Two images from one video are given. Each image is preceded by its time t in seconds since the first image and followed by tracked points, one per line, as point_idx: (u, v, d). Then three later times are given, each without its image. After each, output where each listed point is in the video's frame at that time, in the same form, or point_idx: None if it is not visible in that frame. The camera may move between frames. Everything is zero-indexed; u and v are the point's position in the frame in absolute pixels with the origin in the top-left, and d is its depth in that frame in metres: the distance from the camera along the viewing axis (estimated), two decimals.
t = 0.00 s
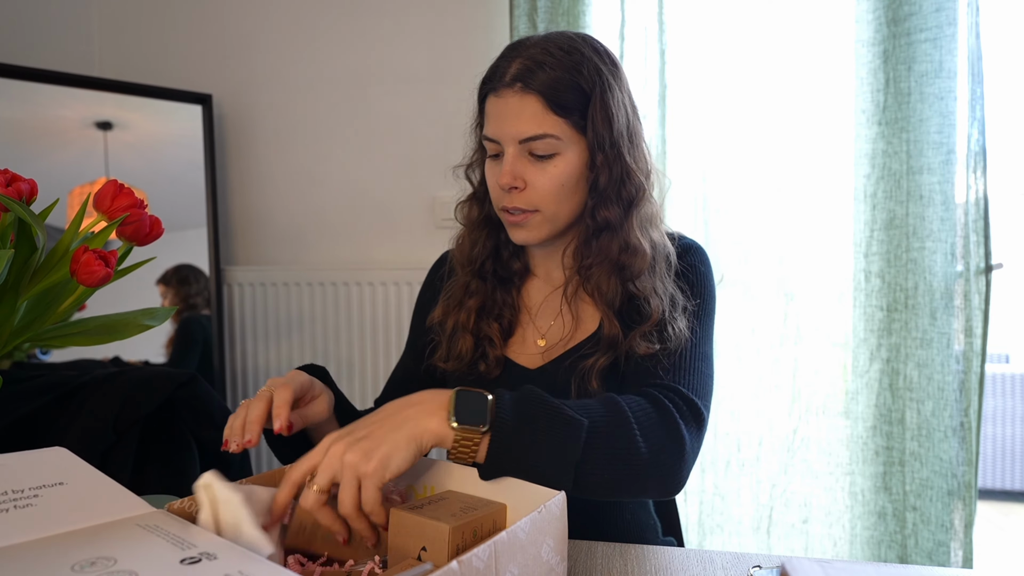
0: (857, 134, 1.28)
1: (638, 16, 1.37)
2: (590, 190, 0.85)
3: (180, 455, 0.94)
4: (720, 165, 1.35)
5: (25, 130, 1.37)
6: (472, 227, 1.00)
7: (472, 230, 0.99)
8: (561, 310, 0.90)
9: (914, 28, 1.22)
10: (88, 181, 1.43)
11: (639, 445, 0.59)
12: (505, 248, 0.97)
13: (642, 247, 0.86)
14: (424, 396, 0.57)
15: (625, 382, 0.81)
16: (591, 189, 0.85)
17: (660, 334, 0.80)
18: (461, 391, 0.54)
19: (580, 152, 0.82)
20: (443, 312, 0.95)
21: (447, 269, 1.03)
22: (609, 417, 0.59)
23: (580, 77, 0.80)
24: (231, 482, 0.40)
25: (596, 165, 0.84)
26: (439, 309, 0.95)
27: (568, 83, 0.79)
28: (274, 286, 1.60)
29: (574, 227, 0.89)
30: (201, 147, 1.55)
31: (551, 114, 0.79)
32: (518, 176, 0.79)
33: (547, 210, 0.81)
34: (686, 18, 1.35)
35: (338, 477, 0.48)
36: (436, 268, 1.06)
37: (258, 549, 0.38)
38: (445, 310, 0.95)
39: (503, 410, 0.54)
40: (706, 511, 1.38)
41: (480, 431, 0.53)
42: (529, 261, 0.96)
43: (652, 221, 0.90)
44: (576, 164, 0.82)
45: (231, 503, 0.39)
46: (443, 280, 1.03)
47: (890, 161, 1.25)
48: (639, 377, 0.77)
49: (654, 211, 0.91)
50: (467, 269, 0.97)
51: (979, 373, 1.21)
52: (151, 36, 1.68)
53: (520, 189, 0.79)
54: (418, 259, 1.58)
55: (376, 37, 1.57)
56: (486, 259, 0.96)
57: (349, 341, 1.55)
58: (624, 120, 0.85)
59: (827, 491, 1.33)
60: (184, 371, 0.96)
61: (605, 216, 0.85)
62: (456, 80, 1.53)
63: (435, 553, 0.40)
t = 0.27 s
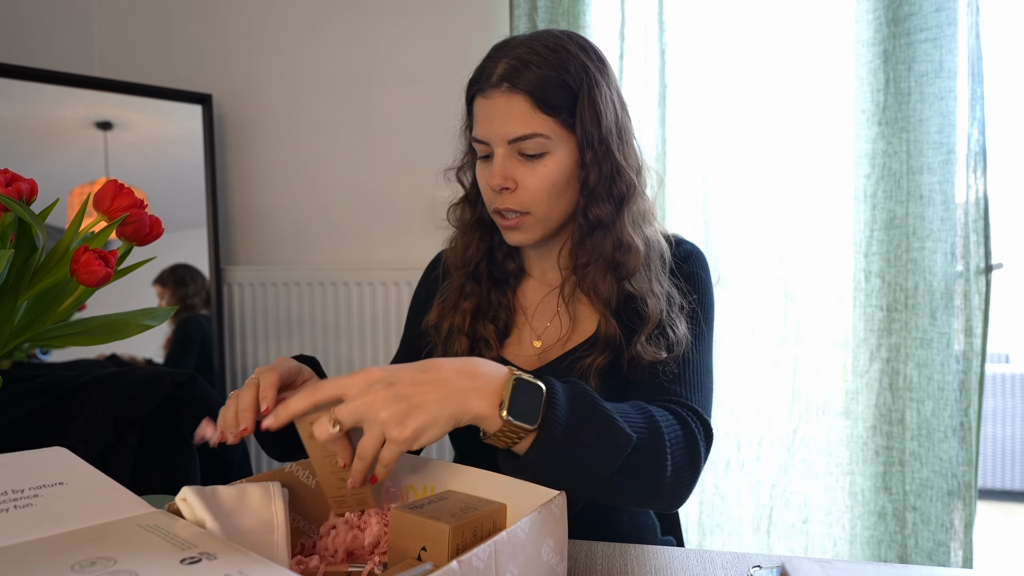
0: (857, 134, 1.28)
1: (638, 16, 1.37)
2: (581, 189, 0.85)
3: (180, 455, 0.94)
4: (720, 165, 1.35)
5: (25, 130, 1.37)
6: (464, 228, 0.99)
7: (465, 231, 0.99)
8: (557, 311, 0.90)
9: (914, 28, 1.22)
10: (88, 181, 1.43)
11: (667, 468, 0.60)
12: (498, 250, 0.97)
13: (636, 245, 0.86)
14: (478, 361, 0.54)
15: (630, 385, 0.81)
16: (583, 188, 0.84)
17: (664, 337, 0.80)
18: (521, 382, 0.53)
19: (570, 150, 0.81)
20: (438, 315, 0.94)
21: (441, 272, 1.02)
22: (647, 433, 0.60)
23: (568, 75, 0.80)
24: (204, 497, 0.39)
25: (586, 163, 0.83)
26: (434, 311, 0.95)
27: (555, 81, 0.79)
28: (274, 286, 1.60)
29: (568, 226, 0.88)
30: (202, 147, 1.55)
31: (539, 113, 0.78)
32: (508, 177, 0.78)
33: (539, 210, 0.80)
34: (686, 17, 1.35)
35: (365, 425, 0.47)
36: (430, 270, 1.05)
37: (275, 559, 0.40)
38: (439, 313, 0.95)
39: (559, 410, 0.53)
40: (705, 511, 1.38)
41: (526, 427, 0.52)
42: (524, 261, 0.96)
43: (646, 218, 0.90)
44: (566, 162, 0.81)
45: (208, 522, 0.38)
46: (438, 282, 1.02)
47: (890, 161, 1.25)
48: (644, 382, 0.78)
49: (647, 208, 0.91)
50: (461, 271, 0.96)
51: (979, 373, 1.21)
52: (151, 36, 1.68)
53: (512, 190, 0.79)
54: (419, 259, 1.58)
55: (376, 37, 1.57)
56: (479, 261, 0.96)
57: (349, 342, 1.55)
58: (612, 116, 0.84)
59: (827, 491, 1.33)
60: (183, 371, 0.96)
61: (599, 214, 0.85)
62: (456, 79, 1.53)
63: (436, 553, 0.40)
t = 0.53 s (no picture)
0: (857, 134, 1.28)
1: (638, 16, 1.37)
2: (578, 189, 0.85)
3: (180, 455, 0.94)
4: (720, 165, 1.35)
5: (26, 130, 1.37)
6: (462, 230, 0.99)
7: (462, 233, 0.99)
8: (557, 312, 0.90)
9: (914, 28, 1.22)
10: (89, 181, 1.43)
11: (673, 471, 0.60)
12: (496, 251, 0.96)
13: (633, 246, 0.86)
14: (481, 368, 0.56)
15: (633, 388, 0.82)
16: (580, 188, 0.84)
17: (665, 338, 0.80)
18: (522, 379, 0.54)
19: (566, 150, 0.81)
20: (437, 318, 0.94)
21: (439, 273, 1.03)
22: (651, 435, 0.60)
23: (563, 74, 0.80)
24: (202, 497, 0.39)
25: (583, 163, 0.83)
26: (433, 314, 0.95)
27: (550, 82, 0.79)
28: (274, 286, 1.60)
29: (567, 226, 0.88)
30: (202, 147, 1.55)
31: (534, 114, 0.78)
32: (505, 180, 0.78)
33: (536, 213, 0.80)
34: (686, 17, 1.35)
35: (368, 421, 0.49)
36: (427, 272, 1.05)
37: (278, 558, 0.40)
38: (438, 317, 0.94)
39: (560, 412, 0.54)
40: (705, 512, 1.38)
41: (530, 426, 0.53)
42: (522, 262, 0.96)
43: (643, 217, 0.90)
44: (562, 163, 0.81)
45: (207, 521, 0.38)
46: (436, 283, 1.02)
47: (890, 161, 1.25)
48: (646, 385, 0.78)
49: (644, 207, 0.90)
50: (460, 273, 0.96)
51: (980, 373, 1.21)
52: (151, 36, 1.68)
53: (508, 192, 0.79)
54: (419, 258, 1.57)
55: (376, 37, 1.57)
56: (478, 262, 0.96)
57: (349, 342, 1.55)
58: (609, 115, 0.84)
59: (827, 491, 1.33)
60: (183, 371, 0.96)
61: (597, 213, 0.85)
62: (456, 79, 1.53)
63: (436, 554, 0.40)
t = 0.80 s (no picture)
0: (857, 134, 1.28)
1: (638, 16, 1.37)
2: (571, 190, 0.85)
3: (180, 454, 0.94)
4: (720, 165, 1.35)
5: (26, 130, 1.37)
6: (457, 230, 0.99)
7: (458, 233, 0.99)
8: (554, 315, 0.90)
9: (914, 28, 1.22)
10: (89, 181, 1.43)
11: (690, 488, 0.60)
12: (493, 252, 0.96)
13: (630, 248, 0.86)
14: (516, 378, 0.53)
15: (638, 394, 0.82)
16: (572, 190, 0.84)
17: (667, 342, 0.80)
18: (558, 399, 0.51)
19: (558, 151, 0.81)
20: (433, 320, 0.94)
21: (435, 274, 1.03)
22: (671, 452, 0.59)
23: (553, 76, 0.80)
24: (201, 498, 0.39)
25: (575, 163, 0.82)
26: (429, 316, 0.95)
27: (540, 82, 0.79)
28: (274, 286, 1.60)
29: (562, 226, 0.88)
30: (202, 147, 1.55)
31: (524, 115, 0.78)
32: (495, 181, 0.78)
33: (528, 213, 0.80)
34: (686, 18, 1.35)
35: (407, 422, 0.44)
36: (423, 274, 1.05)
37: (278, 559, 0.39)
38: (435, 319, 0.95)
39: (594, 435, 0.51)
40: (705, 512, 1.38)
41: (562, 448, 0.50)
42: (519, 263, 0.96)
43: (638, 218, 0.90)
44: (554, 163, 0.81)
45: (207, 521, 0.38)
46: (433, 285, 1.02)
47: (890, 161, 1.25)
48: (652, 392, 0.78)
49: (639, 209, 0.91)
50: (457, 274, 0.97)
51: (980, 373, 1.21)
52: (151, 36, 1.68)
53: (499, 193, 0.79)
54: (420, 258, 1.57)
55: (376, 37, 1.57)
56: (474, 263, 0.96)
57: (349, 342, 1.56)
58: (600, 115, 0.84)
59: (827, 491, 1.33)
60: (183, 371, 0.96)
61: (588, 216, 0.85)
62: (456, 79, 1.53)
63: (435, 554, 0.40)
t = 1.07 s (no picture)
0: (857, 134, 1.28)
1: (638, 16, 1.37)
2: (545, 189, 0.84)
3: (181, 455, 0.94)
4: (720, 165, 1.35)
5: (26, 130, 1.37)
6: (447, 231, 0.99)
7: (449, 234, 0.99)
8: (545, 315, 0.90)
9: (914, 28, 1.22)
10: (89, 181, 1.43)
11: (692, 490, 0.60)
12: (482, 251, 0.96)
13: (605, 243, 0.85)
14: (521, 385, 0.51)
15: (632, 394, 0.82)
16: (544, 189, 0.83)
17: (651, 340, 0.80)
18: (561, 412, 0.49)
19: (524, 149, 0.80)
20: (426, 322, 0.95)
21: (428, 275, 1.03)
22: (673, 457, 0.59)
23: (513, 74, 0.79)
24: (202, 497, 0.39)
25: (544, 161, 0.81)
26: (421, 318, 0.96)
27: (503, 82, 0.78)
28: (274, 286, 1.60)
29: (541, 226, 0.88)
30: (202, 147, 1.55)
31: (485, 115, 0.78)
32: (463, 184, 0.79)
33: (500, 214, 0.80)
34: (686, 18, 1.35)
35: (430, 425, 0.40)
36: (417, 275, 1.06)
37: (278, 558, 0.40)
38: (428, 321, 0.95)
39: (595, 447, 0.51)
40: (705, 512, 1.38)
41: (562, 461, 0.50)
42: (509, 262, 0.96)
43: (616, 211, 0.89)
44: (522, 162, 0.80)
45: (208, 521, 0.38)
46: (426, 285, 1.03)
47: (890, 161, 1.25)
48: (644, 392, 0.79)
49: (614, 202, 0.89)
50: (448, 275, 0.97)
51: (980, 373, 1.21)
52: (152, 36, 1.68)
53: (468, 196, 0.79)
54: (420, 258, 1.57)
55: (376, 37, 1.57)
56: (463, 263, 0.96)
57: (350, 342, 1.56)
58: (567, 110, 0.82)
59: (827, 491, 1.33)
60: (183, 371, 0.95)
61: (558, 211, 0.84)
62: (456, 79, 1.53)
63: (435, 554, 0.40)
